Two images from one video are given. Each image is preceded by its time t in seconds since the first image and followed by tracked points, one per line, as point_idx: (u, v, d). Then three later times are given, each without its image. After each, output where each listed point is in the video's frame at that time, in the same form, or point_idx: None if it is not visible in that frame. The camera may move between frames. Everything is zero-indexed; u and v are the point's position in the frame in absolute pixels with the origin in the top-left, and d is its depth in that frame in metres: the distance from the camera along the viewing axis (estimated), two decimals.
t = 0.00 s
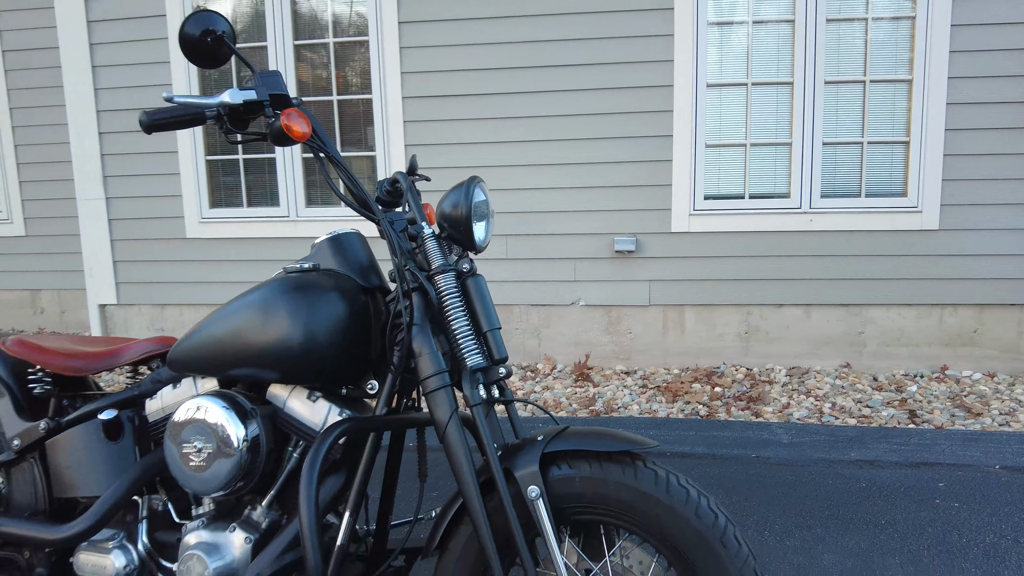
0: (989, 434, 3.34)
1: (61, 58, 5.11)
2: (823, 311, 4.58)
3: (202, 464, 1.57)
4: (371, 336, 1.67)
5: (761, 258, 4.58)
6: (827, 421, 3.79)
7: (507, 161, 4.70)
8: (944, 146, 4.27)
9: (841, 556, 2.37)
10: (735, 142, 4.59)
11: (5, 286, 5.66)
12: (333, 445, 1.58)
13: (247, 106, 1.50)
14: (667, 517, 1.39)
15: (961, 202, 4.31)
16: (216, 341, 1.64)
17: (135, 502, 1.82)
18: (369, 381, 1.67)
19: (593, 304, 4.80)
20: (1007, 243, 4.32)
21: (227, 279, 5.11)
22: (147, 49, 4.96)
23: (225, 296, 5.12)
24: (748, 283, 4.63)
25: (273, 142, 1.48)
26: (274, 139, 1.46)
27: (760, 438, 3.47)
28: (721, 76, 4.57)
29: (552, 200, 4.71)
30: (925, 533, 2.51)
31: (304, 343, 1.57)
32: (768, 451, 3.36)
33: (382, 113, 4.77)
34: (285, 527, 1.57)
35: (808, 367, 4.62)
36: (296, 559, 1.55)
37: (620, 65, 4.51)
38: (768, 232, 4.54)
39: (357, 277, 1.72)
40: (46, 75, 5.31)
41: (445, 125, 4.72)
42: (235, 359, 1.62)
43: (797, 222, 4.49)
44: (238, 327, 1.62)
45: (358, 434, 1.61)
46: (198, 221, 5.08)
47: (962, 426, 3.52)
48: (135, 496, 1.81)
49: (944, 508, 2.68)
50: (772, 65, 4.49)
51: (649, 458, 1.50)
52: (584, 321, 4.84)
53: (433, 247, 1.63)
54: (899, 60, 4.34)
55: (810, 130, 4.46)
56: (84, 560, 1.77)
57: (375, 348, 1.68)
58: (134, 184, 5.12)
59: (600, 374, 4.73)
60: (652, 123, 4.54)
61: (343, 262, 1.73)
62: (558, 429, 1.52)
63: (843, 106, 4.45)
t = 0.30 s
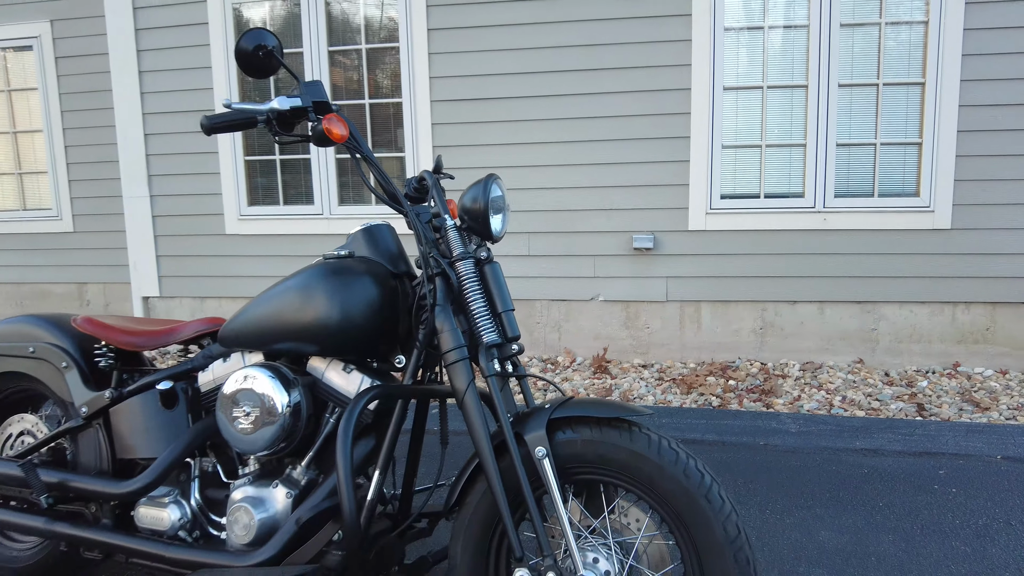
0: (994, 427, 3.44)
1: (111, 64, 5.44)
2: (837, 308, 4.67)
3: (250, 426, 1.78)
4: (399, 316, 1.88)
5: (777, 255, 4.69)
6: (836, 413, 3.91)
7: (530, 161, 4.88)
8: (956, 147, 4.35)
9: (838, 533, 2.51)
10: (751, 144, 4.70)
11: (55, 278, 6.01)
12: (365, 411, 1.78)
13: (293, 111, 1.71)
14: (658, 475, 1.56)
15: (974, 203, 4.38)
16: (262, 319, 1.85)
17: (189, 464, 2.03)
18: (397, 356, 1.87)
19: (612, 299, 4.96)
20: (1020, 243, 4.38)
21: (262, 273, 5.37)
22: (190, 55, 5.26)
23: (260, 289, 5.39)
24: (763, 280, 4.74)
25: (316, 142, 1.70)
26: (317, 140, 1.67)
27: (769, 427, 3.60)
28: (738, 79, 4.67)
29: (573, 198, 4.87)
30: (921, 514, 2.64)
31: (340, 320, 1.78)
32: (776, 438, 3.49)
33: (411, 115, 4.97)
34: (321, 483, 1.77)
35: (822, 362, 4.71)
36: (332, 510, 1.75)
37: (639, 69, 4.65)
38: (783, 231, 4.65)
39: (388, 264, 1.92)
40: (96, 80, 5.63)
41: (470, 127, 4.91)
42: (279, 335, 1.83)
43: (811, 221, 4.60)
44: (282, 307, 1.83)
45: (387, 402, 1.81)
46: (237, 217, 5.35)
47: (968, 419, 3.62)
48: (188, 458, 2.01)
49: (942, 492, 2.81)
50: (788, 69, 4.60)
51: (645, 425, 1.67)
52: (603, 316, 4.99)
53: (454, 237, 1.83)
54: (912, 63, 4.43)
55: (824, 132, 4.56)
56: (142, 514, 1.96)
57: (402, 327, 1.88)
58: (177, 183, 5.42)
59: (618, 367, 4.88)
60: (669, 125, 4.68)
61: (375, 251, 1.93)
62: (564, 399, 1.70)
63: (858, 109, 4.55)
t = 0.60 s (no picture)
0: (996, 428, 3.52)
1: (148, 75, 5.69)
2: (848, 311, 4.75)
3: (285, 414, 1.96)
4: (420, 315, 2.05)
5: (789, 260, 4.78)
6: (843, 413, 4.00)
7: (547, 167, 5.03)
8: (965, 155, 4.43)
9: (836, 524, 2.63)
10: (763, 151, 4.80)
11: (93, 278, 6.30)
12: (388, 401, 1.95)
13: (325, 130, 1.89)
14: (653, 461, 1.71)
15: (983, 209, 4.46)
16: (296, 317, 2.03)
17: (228, 449, 2.19)
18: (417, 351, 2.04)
19: (626, 301, 5.08)
20: None
21: (290, 274, 5.60)
22: (223, 65, 5.50)
23: (287, 289, 5.61)
24: (775, 283, 4.83)
25: (347, 156, 1.89)
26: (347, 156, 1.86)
27: (776, 425, 3.71)
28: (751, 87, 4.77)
29: (589, 203, 5.01)
30: (917, 509, 2.76)
31: (366, 318, 1.95)
32: (782, 436, 3.60)
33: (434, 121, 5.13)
34: (348, 467, 1.95)
35: (832, 364, 4.79)
36: (357, 491, 1.92)
37: (654, 78, 4.78)
38: (794, 235, 4.74)
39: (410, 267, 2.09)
40: (133, 88, 5.90)
41: (490, 134, 5.07)
42: (311, 332, 2.02)
43: (822, 226, 4.68)
44: (314, 306, 2.01)
45: (409, 392, 1.98)
46: (267, 220, 5.58)
47: (973, 420, 3.70)
48: (227, 444, 2.18)
49: (940, 489, 2.91)
50: (800, 78, 4.69)
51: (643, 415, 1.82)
52: (618, 317, 5.12)
53: (470, 243, 1.99)
54: (922, 72, 4.51)
55: (835, 140, 4.65)
56: (185, 495, 2.12)
57: (423, 325, 2.05)
58: (210, 188, 5.67)
59: (632, 367, 5.00)
60: (683, 132, 4.80)
61: (399, 255, 2.11)
62: (569, 391, 1.86)
63: (869, 118, 4.63)
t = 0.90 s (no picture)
0: (999, 424, 3.59)
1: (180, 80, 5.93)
2: (858, 310, 4.81)
3: (310, 398, 2.12)
4: (436, 306, 2.20)
5: (800, 260, 4.86)
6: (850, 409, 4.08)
7: (562, 169, 5.16)
8: (974, 156, 4.49)
9: (834, 512, 2.74)
10: (775, 152, 4.88)
11: (124, 275, 6.56)
12: (406, 385, 2.11)
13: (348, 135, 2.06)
14: (651, 442, 1.84)
15: (991, 209, 4.51)
16: (321, 308, 2.19)
17: (257, 432, 2.34)
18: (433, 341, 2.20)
19: (640, 299, 5.19)
20: None
21: (313, 272, 5.80)
22: (251, 70, 5.72)
23: (310, 287, 5.81)
24: (786, 282, 4.91)
25: (368, 161, 2.05)
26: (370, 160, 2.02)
27: (782, 419, 3.81)
28: (763, 90, 4.85)
29: (603, 204, 5.13)
30: (915, 499, 2.85)
31: (387, 309, 2.11)
32: (788, 429, 3.70)
33: (454, 123, 5.28)
34: (368, 447, 2.10)
35: (842, 362, 4.86)
36: (377, 468, 2.08)
37: (668, 82, 4.88)
38: (805, 235, 4.82)
39: (427, 263, 2.25)
40: (165, 92, 6.14)
41: (508, 136, 5.21)
42: (335, 322, 2.18)
43: (832, 226, 4.76)
44: (338, 298, 2.17)
45: (425, 378, 2.13)
46: (293, 220, 5.79)
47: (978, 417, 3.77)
48: (257, 427, 2.33)
49: (939, 481, 3.00)
50: (811, 81, 4.77)
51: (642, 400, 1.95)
52: (631, 315, 5.22)
53: (483, 241, 2.13)
54: (931, 75, 4.57)
55: (845, 142, 4.73)
56: (218, 472, 2.28)
57: (438, 316, 2.21)
58: (238, 188, 5.89)
59: (645, 363, 5.09)
60: (695, 134, 4.90)
61: (417, 252, 2.27)
62: (573, 378, 2.00)
63: (879, 121, 4.70)
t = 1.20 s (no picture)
0: (997, 411, 3.68)
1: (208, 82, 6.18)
2: (864, 304, 4.90)
3: (331, 370, 2.30)
4: (447, 287, 2.37)
5: (807, 254, 4.95)
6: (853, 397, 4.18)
7: (574, 166, 5.29)
8: (978, 152, 4.59)
9: (826, 489, 2.87)
10: (782, 149, 4.97)
11: (153, 269, 6.83)
12: (418, 358, 2.28)
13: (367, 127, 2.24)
14: (643, 408, 1.99)
15: (994, 204, 4.61)
16: (342, 289, 2.38)
17: (282, 403, 2.52)
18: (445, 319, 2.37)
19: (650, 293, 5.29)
20: None
21: (334, 266, 6.02)
22: (276, 72, 5.95)
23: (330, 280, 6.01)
24: (794, 276, 4.99)
25: (385, 151, 2.23)
26: (386, 150, 2.20)
27: (785, 405, 3.93)
28: (771, 89, 4.95)
29: (614, 200, 5.24)
30: (907, 478, 2.96)
31: (402, 289, 2.28)
32: (790, 414, 3.81)
33: (472, 125, 5.44)
34: (383, 416, 2.28)
35: (849, 354, 4.94)
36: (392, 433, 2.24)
37: (678, 81, 5.00)
38: (812, 230, 4.91)
39: (439, 248, 2.41)
40: (193, 93, 6.40)
41: (521, 134, 5.35)
42: (354, 302, 2.35)
43: (838, 221, 4.85)
44: (357, 280, 2.35)
45: (437, 352, 2.30)
46: (315, 216, 6.01)
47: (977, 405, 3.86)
48: (282, 398, 2.51)
49: (932, 462, 3.10)
50: (818, 80, 4.87)
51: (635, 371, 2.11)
52: (641, 307, 5.31)
53: (490, 226, 2.29)
54: (936, 73, 4.66)
55: (851, 139, 4.82)
56: (245, 440, 2.46)
57: (450, 297, 2.37)
58: (262, 186, 6.14)
59: (654, 355, 5.19)
60: (704, 131, 5.00)
61: (430, 238, 2.44)
62: (572, 351, 2.15)
63: (885, 119, 4.79)
